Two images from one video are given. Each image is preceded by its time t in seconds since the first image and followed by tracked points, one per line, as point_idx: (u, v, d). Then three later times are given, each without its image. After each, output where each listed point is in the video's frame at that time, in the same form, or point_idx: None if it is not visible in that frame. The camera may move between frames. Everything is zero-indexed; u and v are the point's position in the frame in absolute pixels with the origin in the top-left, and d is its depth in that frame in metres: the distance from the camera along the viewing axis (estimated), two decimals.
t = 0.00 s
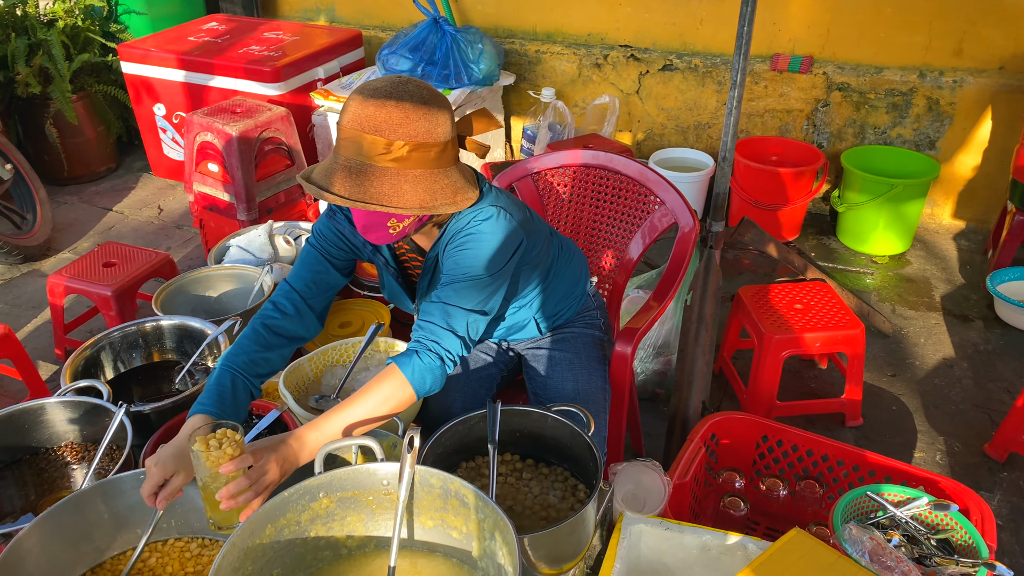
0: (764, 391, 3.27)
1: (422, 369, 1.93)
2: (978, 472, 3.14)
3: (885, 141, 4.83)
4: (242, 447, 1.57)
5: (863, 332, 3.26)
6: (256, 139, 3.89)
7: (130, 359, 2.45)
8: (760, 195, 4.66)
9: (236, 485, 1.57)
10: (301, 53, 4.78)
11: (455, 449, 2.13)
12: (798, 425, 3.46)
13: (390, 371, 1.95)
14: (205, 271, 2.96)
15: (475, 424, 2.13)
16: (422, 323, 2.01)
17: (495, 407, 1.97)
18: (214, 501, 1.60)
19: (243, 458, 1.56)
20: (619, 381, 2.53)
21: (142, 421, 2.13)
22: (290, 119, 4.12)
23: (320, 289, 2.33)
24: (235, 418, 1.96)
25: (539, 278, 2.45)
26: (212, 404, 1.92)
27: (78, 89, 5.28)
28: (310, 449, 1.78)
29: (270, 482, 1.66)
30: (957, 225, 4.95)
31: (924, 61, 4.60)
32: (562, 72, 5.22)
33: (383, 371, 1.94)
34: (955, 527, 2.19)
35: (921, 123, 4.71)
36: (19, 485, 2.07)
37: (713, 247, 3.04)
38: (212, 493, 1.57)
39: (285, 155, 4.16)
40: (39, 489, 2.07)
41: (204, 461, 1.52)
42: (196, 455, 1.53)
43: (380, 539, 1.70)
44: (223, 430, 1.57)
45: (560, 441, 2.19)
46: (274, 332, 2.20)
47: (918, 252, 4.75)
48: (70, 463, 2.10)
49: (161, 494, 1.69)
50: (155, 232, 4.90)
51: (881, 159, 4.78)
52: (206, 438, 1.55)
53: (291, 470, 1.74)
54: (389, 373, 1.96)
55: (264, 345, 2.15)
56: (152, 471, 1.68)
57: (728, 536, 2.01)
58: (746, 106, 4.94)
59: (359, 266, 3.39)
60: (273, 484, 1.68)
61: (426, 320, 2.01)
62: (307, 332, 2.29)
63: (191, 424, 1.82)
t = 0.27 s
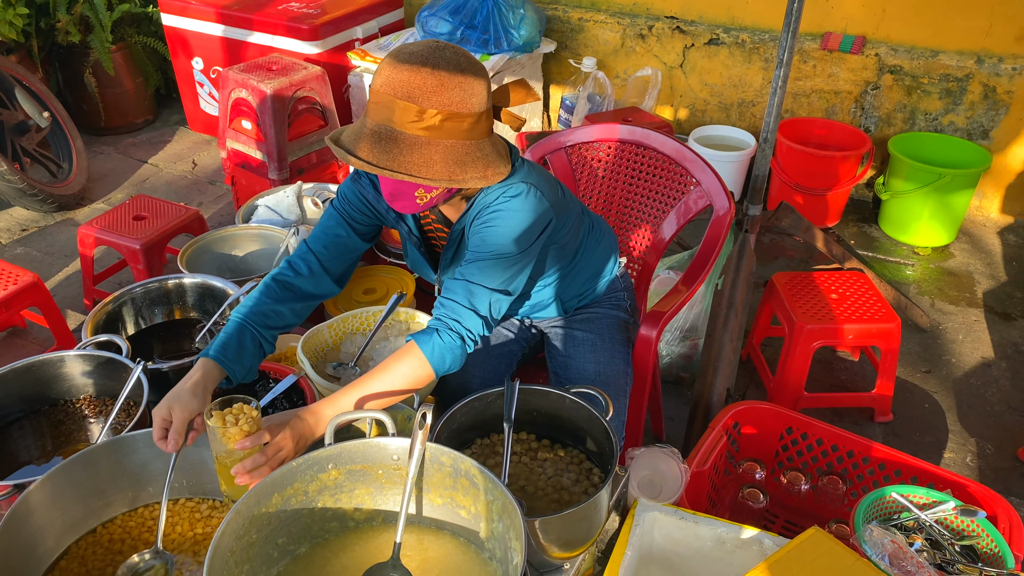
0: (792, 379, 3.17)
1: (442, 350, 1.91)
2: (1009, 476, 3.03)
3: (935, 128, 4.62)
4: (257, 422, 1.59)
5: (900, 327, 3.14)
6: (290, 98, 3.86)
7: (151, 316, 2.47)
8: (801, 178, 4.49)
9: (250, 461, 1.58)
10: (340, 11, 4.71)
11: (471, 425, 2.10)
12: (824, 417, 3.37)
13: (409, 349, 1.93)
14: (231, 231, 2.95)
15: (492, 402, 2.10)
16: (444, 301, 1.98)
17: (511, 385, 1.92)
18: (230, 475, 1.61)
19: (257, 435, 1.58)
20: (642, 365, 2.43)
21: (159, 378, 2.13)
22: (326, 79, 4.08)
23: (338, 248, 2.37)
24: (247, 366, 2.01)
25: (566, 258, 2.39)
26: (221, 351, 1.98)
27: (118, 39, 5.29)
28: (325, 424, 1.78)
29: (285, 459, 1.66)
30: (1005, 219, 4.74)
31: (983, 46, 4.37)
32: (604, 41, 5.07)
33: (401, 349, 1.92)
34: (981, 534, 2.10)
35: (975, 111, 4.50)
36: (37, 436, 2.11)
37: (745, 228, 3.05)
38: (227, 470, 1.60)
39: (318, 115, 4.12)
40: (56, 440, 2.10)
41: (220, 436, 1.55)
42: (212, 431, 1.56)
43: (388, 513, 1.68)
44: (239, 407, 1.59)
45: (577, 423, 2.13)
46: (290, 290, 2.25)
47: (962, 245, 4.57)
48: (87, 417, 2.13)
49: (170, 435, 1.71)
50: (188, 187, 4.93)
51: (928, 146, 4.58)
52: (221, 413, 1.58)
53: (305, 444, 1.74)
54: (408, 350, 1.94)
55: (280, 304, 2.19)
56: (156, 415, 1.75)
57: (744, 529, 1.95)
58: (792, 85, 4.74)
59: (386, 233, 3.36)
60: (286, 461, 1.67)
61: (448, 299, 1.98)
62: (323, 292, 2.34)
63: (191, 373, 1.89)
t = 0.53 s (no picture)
0: (834, 360, 3.06)
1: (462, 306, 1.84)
2: None
3: (1005, 107, 4.35)
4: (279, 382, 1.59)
5: (950, 313, 3.00)
6: (339, 48, 3.82)
7: (191, 263, 2.50)
8: (857, 153, 4.28)
9: (275, 421, 1.57)
10: None
11: (502, 390, 2.08)
12: (864, 401, 3.27)
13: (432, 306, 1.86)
14: (276, 180, 2.95)
15: (524, 368, 2.07)
16: (469, 258, 1.90)
17: (545, 352, 1.88)
18: (257, 433, 1.62)
19: (281, 394, 1.58)
20: (680, 339, 2.38)
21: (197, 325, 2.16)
22: (376, 29, 4.01)
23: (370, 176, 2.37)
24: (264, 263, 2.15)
25: (605, 224, 2.31)
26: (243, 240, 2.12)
27: None
28: (352, 380, 1.73)
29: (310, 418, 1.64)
30: None
31: None
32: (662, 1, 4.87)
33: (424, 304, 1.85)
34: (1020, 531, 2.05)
35: None
36: (77, 374, 2.17)
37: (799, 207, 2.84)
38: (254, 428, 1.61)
39: (367, 66, 4.06)
40: (95, 378, 2.16)
41: (244, 397, 1.56)
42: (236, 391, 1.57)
43: (415, 473, 1.69)
44: (261, 365, 1.61)
45: (611, 395, 2.07)
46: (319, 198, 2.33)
47: None
48: (126, 358, 2.19)
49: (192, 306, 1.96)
50: (235, 132, 4.95)
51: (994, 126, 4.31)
52: (245, 373, 1.59)
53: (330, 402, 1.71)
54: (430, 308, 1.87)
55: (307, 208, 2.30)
56: (182, 283, 1.96)
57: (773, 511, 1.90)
58: (855, 56, 4.51)
59: (427, 189, 3.33)
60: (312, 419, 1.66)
61: (473, 255, 1.91)
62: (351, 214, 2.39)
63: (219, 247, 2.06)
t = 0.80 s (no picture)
0: (882, 341, 2.96)
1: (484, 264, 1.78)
2: None
3: None
4: (302, 338, 1.57)
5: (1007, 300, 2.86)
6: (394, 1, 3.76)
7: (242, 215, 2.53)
8: (920, 128, 4.07)
9: (301, 375, 1.57)
10: None
11: (542, 357, 2.07)
12: (909, 385, 3.18)
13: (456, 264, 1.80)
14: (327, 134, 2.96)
15: (566, 337, 2.05)
16: (499, 216, 1.85)
17: (588, 322, 1.89)
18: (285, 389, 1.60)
19: (304, 350, 1.56)
20: (726, 315, 2.34)
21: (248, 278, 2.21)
22: None
23: (415, 115, 2.35)
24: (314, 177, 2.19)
25: (648, 192, 2.24)
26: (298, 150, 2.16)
27: None
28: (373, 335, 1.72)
29: (333, 371, 1.63)
30: None
31: None
32: None
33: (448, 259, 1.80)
34: None
35: None
36: (128, 318, 2.24)
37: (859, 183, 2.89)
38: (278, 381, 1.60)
39: (421, 20, 3.99)
40: (146, 324, 2.23)
41: (267, 355, 1.53)
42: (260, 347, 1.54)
43: (454, 436, 1.71)
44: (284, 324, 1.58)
45: (654, 368, 2.05)
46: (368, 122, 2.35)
47: None
48: (177, 306, 2.25)
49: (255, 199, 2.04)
50: (288, 82, 4.95)
51: None
52: (269, 331, 1.57)
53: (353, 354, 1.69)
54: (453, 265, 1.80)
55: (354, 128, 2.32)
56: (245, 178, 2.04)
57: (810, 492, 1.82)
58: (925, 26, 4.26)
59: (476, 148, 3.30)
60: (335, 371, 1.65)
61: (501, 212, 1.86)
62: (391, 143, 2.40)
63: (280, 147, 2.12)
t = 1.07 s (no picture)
0: (918, 329, 2.85)
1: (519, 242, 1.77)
2: None
3: None
4: (337, 300, 1.57)
5: None
6: None
7: (281, 187, 2.56)
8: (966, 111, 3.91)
9: (335, 337, 1.58)
10: None
11: (574, 339, 2.07)
12: (942, 374, 3.12)
13: (491, 240, 1.79)
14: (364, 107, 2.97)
15: (598, 319, 2.05)
16: (535, 195, 1.83)
17: (621, 305, 1.87)
18: (317, 350, 1.61)
19: (339, 314, 1.56)
20: (760, 302, 2.30)
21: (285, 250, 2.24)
22: None
23: (452, 88, 2.35)
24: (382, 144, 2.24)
25: (686, 175, 2.20)
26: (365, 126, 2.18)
27: None
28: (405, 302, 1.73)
29: (367, 334, 1.66)
30: None
31: None
32: None
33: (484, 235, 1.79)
34: None
35: None
36: (169, 287, 2.30)
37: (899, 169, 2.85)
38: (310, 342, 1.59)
39: None
40: (187, 293, 2.30)
41: (303, 316, 1.53)
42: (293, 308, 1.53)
43: (485, 415, 1.73)
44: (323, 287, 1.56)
45: (684, 353, 2.03)
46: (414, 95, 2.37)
47: None
48: (215, 277, 2.31)
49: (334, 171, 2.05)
50: (326, 50, 4.94)
51: None
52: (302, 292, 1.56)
53: (385, 320, 1.72)
54: (489, 240, 1.80)
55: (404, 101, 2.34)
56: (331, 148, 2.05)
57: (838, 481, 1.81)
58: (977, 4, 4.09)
59: (512, 123, 3.27)
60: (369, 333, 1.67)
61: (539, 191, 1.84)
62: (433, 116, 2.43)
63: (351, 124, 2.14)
